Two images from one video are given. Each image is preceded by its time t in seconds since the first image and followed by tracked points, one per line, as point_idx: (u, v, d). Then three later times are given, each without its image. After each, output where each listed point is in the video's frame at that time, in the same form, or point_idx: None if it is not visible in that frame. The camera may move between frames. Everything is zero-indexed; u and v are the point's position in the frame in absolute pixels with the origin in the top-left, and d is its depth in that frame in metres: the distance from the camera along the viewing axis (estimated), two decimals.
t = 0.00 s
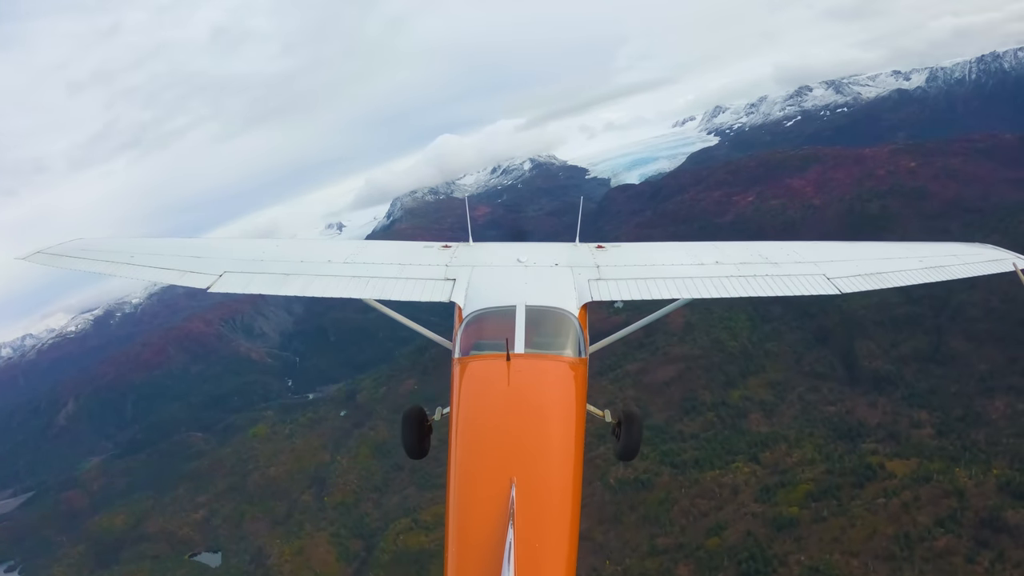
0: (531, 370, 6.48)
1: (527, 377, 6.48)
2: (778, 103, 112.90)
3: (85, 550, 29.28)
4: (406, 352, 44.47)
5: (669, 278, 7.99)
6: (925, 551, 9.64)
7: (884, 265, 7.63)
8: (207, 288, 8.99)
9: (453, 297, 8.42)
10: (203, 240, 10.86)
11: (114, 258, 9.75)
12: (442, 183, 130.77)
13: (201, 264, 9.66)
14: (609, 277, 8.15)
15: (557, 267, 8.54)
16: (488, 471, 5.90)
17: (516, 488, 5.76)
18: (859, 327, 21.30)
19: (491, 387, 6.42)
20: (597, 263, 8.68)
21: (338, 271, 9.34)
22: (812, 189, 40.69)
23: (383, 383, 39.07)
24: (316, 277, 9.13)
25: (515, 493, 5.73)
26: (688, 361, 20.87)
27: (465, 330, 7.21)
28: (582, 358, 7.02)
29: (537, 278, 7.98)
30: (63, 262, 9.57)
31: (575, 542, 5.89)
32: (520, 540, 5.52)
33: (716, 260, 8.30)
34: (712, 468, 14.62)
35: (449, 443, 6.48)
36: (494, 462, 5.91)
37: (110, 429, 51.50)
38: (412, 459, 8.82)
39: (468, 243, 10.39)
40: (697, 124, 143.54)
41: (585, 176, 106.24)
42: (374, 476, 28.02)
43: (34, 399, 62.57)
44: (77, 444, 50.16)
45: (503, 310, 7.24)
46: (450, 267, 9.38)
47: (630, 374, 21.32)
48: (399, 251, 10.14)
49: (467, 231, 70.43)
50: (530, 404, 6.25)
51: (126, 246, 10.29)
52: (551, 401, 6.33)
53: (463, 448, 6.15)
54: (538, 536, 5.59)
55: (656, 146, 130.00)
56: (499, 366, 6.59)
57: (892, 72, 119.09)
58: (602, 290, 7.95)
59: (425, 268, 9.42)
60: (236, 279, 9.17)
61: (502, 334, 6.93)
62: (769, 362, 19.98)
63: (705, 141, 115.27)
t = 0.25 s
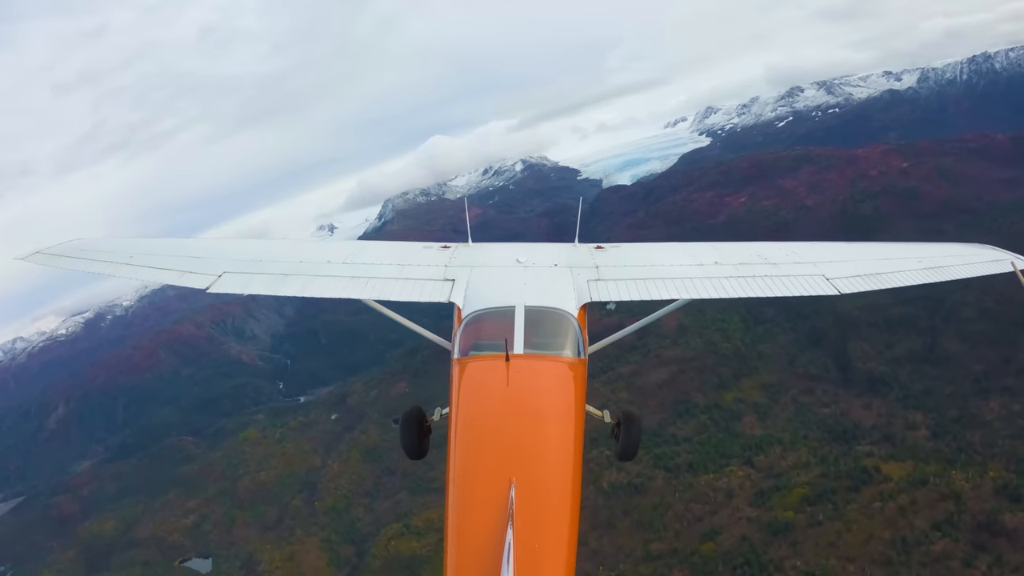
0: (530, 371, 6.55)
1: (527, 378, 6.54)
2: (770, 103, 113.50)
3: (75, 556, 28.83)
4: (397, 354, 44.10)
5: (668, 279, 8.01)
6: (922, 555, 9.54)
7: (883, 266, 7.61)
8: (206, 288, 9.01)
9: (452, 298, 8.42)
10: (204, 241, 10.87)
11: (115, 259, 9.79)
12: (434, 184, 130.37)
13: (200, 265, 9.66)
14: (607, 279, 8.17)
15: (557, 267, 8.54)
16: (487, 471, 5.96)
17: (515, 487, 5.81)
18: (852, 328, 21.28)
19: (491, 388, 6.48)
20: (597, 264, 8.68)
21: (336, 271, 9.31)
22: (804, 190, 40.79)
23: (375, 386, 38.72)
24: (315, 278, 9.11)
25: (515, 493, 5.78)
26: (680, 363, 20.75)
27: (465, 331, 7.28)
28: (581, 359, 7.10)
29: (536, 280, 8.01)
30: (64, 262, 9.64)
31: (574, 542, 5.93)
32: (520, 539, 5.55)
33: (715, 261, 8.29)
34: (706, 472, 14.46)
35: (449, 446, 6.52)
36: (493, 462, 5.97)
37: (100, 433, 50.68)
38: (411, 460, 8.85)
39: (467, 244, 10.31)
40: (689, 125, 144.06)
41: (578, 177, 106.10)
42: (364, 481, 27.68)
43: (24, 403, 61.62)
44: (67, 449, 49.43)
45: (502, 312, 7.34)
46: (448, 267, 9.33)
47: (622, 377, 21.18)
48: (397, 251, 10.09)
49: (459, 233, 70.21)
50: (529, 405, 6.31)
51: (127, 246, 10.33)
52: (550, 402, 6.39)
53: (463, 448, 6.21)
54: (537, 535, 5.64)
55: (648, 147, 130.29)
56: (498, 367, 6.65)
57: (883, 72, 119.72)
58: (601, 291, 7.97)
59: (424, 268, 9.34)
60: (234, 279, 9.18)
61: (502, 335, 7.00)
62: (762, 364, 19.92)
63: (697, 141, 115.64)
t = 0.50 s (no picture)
0: (531, 371, 6.43)
1: (527, 378, 6.42)
2: (762, 104, 114.10)
3: (65, 562, 28.34)
4: (389, 357, 43.74)
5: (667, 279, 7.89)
6: (920, 559, 9.37)
7: (884, 265, 7.53)
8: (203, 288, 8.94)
9: (452, 299, 8.26)
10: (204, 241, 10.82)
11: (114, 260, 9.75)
12: (425, 185, 130.00)
13: (198, 265, 9.59)
14: (606, 279, 8.05)
15: (557, 268, 8.36)
16: (486, 473, 5.84)
17: (515, 490, 5.70)
18: (846, 329, 21.23)
19: (491, 388, 6.36)
20: (595, 264, 8.54)
21: (334, 272, 9.17)
22: (796, 191, 40.90)
23: (366, 389, 38.34)
24: (313, 279, 8.97)
25: (514, 495, 5.67)
26: (673, 366, 20.57)
27: (464, 331, 7.16)
28: (581, 359, 6.99)
29: (536, 280, 7.88)
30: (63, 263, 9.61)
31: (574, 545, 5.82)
32: (519, 542, 5.45)
33: (715, 261, 8.18)
34: (701, 476, 14.27)
35: (448, 447, 6.41)
36: (493, 462, 5.86)
37: (92, 436, 49.94)
38: (410, 461, 8.73)
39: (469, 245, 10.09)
40: (681, 125, 144.66)
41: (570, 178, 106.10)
42: (355, 486, 27.33)
43: (13, 408, 60.71)
44: (61, 453, 48.76)
45: (502, 312, 7.19)
46: (449, 268, 9.14)
47: (614, 380, 20.93)
48: (398, 252, 9.92)
49: (451, 234, 70.00)
50: (530, 407, 6.19)
51: (126, 246, 10.30)
52: (551, 403, 6.27)
53: (463, 449, 6.09)
54: (537, 536, 5.55)
55: (639, 148, 130.67)
56: (498, 367, 6.54)
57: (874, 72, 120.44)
58: (600, 291, 7.86)
59: (424, 268, 9.16)
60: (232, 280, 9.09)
61: (501, 335, 6.89)
62: (756, 366, 19.77)
63: (688, 142, 116.06)
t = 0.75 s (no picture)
0: (529, 374, 6.82)
1: (526, 381, 6.81)
2: (754, 105, 114.43)
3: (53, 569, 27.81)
4: (381, 359, 43.37)
5: (669, 280, 8.16)
6: (917, 565, 9.28)
7: (882, 266, 7.76)
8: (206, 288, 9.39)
9: (451, 298, 8.66)
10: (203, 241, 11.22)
11: (117, 260, 10.19)
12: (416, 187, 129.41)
13: (200, 265, 10.03)
14: (609, 280, 8.32)
15: (556, 268, 8.62)
16: (488, 471, 6.26)
17: (515, 488, 6.12)
18: (839, 329, 21.22)
19: (491, 389, 6.76)
20: (597, 265, 8.78)
21: (335, 272, 9.59)
22: (789, 192, 40.98)
23: (357, 392, 37.94)
24: (313, 279, 9.44)
25: (514, 493, 6.10)
26: (667, 367, 20.45)
27: (464, 332, 7.52)
28: (581, 359, 7.38)
29: (535, 281, 8.18)
30: (67, 264, 10.04)
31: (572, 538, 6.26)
32: (519, 538, 5.88)
33: (715, 262, 8.38)
34: (695, 480, 14.13)
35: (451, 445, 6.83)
36: (494, 462, 6.27)
37: (82, 439, 49.16)
38: (410, 461, 9.40)
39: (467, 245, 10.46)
40: (673, 126, 144.86)
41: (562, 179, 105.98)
42: (346, 490, 26.97)
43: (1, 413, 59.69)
44: (48, 458, 47.85)
45: (502, 313, 7.56)
46: (447, 268, 9.52)
47: (606, 382, 20.66)
48: (396, 252, 10.30)
49: (442, 235, 69.77)
50: (529, 408, 6.58)
51: (128, 248, 10.70)
52: (548, 406, 6.67)
53: (465, 449, 6.52)
54: (537, 536, 5.95)
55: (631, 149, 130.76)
56: (498, 369, 6.92)
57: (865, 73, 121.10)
58: (603, 292, 8.12)
59: (423, 269, 9.54)
60: (233, 279, 9.56)
61: (501, 336, 7.26)
62: (749, 367, 19.71)
63: (681, 143, 116.19)
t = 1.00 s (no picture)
0: (533, 374, 6.63)
1: (529, 381, 6.61)
2: (749, 105, 114.69)
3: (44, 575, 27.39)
4: (375, 361, 42.99)
5: (671, 280, 7.99)
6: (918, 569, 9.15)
7: (885, 267, 7.61)
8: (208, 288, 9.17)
9: (455, 298, 8.46)
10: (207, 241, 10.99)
11: (119, 259, 9.96)
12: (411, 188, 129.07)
13: (203, 265, 9.80)
14: (611, 280, 8.16)
15: (559, 268, 8.45)
16: (489, 472, 6.08)
17: (517, 489, 5.94)
18: (836, 330, 21.12)
19: (494, 389, 6.56)
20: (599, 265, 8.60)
21: (338, 272, 9.36)
22: (785, 192, 40.97)
23: (351, 395, 37.61)
24: (317, 279, 9.20)
25: (516, 494, 5.92)
26: (663, 370, 20.29)
27: (467, 332, 7.34)
28: (583, 359, 7.17)
29: (538, 281, 8.00)
30: (69, 263, 9.83)
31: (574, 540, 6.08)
32: (520, 540, 5.71)
33: (718, 262, 8.21)
34: (693, 484, 13.95)
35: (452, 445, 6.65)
36: (496, 463, 6.10)
37: (76, 443, 48.60)
38: (413, 461, 9.16)
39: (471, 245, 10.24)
40: (668, 127, 145.07)
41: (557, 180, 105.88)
42: (341, 494, 26.67)
43: None
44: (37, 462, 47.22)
45: (505, 312, 7.40)
46: (450, 268, 9.31)
47: (603, 385, 20.54)
48: (400, 252, 10.06)
49: (436, 236, 69.54)
50: (532, 408, 6.39)
51: (130, 247, 10.47)
52: (552, 405, 6.47)
53: (466, 449, 6.33)
54: (538, 537, 5.79)
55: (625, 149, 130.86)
56: (501, 368, 6.72)
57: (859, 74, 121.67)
58: (605, 292, 7.96)
59: (427, 268, 9.32)
60: (237, 279, 9.33)
61: (505, 335, 7.08)
62: (746, 369, 19.64)
63: (677, 143, 116.32)
